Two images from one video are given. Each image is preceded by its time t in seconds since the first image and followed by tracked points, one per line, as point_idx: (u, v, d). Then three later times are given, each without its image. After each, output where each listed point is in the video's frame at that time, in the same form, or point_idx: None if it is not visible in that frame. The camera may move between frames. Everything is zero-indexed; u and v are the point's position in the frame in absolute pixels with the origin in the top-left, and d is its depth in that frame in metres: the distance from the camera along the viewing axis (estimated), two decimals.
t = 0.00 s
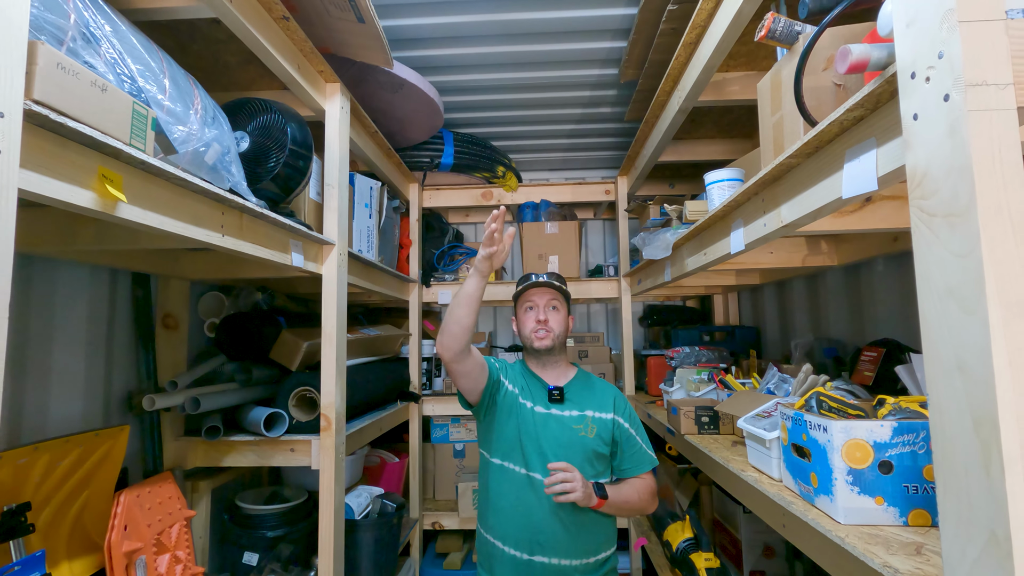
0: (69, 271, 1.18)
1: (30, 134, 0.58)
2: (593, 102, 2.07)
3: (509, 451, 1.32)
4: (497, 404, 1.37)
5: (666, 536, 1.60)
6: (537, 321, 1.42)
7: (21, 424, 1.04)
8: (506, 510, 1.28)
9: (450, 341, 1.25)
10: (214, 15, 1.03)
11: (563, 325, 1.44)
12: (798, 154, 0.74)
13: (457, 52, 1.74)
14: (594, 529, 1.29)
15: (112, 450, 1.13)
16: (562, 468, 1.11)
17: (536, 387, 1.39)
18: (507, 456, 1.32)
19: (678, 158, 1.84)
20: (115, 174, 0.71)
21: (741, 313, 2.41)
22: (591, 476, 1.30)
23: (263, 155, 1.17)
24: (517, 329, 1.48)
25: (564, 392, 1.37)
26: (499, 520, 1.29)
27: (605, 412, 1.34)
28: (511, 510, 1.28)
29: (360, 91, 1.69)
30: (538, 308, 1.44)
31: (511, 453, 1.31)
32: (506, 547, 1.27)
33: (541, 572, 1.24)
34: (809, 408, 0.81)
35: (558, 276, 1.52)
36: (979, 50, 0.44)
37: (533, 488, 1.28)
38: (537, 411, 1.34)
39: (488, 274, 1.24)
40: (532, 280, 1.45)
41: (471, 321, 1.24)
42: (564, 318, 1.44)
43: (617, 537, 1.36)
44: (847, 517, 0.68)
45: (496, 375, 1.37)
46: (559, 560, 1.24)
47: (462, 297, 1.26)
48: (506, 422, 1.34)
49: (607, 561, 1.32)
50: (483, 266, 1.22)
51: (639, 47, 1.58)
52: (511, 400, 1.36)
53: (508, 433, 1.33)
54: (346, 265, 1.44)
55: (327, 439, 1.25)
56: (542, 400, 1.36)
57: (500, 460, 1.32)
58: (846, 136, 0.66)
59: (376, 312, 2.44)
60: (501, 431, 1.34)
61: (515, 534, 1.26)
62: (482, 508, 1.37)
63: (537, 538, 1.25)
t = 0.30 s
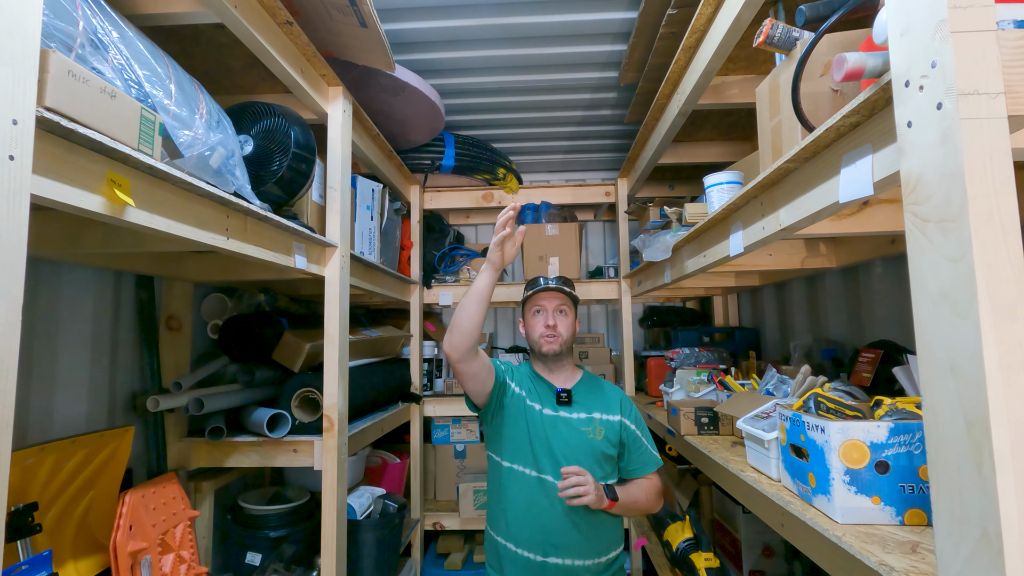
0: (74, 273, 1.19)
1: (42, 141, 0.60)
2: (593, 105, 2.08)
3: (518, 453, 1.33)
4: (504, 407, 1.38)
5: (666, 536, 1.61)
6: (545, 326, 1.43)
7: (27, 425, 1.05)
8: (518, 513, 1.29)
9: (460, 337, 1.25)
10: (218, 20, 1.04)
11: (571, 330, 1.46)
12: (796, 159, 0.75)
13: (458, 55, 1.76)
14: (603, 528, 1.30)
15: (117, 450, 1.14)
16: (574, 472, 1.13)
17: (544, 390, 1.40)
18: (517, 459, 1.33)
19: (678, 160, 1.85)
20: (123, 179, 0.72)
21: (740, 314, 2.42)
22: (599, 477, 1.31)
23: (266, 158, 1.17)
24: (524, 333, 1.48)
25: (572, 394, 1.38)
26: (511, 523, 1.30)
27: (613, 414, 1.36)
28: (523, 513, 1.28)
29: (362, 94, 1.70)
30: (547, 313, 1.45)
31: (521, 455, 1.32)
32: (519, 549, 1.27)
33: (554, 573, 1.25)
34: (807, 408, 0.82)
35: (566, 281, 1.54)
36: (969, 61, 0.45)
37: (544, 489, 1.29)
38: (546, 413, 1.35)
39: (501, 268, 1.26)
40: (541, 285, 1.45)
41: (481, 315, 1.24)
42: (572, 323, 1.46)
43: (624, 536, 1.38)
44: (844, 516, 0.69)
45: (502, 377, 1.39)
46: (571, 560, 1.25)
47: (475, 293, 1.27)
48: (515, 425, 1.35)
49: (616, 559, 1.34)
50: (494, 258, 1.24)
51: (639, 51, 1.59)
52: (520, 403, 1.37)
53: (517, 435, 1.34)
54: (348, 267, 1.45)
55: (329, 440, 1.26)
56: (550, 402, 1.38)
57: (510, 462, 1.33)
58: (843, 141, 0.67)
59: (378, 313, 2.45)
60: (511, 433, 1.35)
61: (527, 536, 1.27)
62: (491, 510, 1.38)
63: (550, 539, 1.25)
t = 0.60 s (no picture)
0: (78, 276, 1.20)
1: (50, 147, 0.61)
2: (593, 106, 2.09)
3: (521, 452, 1.34)
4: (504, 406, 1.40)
5: (666, 535, 1.62)
6: (544, 324, 1.44)
7: (32, 426, 1.06)
8: (522, 509, 1.30)
9: (456, 331, 1.28)
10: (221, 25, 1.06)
11: (571, 329, 1.46)
12: (791, 162, 0.76)
13: (458, 58, 1.77)
14: (605, 525, 1.31)
15: (121, 451, 1.15)
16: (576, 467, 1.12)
17: (546, 389, 1.42)
18: (519, 458, 1.34)
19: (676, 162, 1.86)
20: (129, 184, 0.73)
21: (739, 315, 2.43)
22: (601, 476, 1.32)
23: (268, 161, 1.18)
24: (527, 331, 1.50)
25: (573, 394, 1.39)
26: (514, 520, 1.31)
27: (613, 413, 1.36)
28: (526, 510, 1.29)
29: (363, 96, 1.71)
30: (547, 311, 1.47)
31: (523, 453, 1.34)
32: (522, 545, 1.29)
33: (557, 569, 1.26)
34: (802, 409, 0.83)
35: (572, 283, 1.54)
36: (956, 70, 0.46)
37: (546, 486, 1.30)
38: (547, 413, 1.36)
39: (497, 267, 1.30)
40: (544, 283, 1.47)
41: (476, 311, 1.27)
42: (572, 322, 1.46)
43: (626, 532, 1.40)
44: (838, 514, 0.70)
45: (502, 377, 1.41)
46: (573, 556, 1.26)
47: (472, 292, 1.31)
48: (517, 424, 1.37)
49: (618, 555, 1.35)
50: (489, 257, 1.29)
51: (638, 54, 1.61)
52: (520, 402, 1.39)
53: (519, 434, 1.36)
54: (350, 268, 1.46)
55: (330, 440, 1.27)
56: (551, 401, 1.39)
57: (513, 460, 1.35)
58: (837, 145, 0.68)
59: (378, 314, 2.46)
60: (512, 433, 1.37)
61: (530, 532, 1.28)
62: (496, 507, 1.39)
63: (552, 536, 1.26)
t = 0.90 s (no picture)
0: (80, 275, 1.21)
1: (54, 147, 0.62)
2: (591, 106, 2.11)
3: (514, 443, 1.39)
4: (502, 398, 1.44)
5: (664, 531, 1.63)
6: (547, 322, 1.45)
7: (35, 423, 1.07)
8: (512, 496, 1.36)
9: (443, 330, 1.37)
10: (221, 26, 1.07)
11: (572, 327, 1.47)
12: (783, 161, 0.77)
13: (456, 57, 1.78)
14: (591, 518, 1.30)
15: (123, 448, 1.17)
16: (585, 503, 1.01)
17: (540, 384, 1.45)
18: (511, 448, 1.39)
19: (674, 160, 1.87)
20: (131, 183, 0.75)
21: (737, 313, 2.45)
22: (587, 468, 1.33)
23: (268, 161, 1.19)
24: (527, 328, 1.51)
25: (565, 389, 1.40)
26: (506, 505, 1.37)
27: (601, 407, 1.36)
28: (513, 496, 1.34)
29: (362, 96, 1.72)
30: (549, 309, 1.48)
31: (514, 444, 1.39)
32: (511, 530, 1.34)
33: (540, 555, 1.29)
34: (795, 404, 0.85)
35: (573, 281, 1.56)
36: (938, 71, 0.47)
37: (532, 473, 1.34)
38: (538, 406, 1.39)
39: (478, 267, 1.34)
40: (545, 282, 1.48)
41: (460, 308, 1.33)
42: (573, 321, 1.48)
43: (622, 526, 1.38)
44: (829, 507, 0.71)
45: (498, 372, 1.45)
46: (555, 544, 1.28)
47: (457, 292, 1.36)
48: (511, 416, 1.41)
49: (609, 547, 1.34)
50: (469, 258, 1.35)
51: (635, 53, 1.62)
52: (516, 395, 1.43)
53: (512, 426, 1.41)
54: (349, 267, 1.47)
55: (330, 437, 1.28)
56: (543, 395, 1.41)
57: (507, 450, 1.40)
58: (827, 144, 0.69)
59: (378, 313, 2.47)
60: (507, 425, 1.42)
61: (517, 517, 1.33)
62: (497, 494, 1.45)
63: (536, 523, 1.30)
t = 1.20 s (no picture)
0: (83, 278, 1.23)
1: (58, 154, 0.63)
2: (588, 108, 2.12)
3: (496, 436, 1.44)
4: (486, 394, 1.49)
5: (662, 531, 1.65)
6: (534, 328, 1.46)
7: (38, 425, 1.08)
8: (494, 484, 1.42)
9: (432, 329, 1.53)
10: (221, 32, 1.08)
11: (558, 333, 1.49)
12: (775, 165, 0.79)
13: (455, 61, 1.79)
14: (565, 509, 1.34)
15: (125, 449, 1.18)
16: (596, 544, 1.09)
17: (524, 381, 1.48)
18: (494, 440, 1.45)
19: (671, 162, 1.88)
20: (133, 188, 0.76)
21: (734, 313, 2.46)
22: (564, 462, 1.37)
23: (268, 165, 1.22)
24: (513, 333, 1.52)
25: (547, 387, 1.43)
26: (488, 492, 1.44)
27: (580, 406, 1.38)
28: (494, 484, 1.41)
29: (361, 99, 1.74)
30: (536, 316, 1.49)
31: (496, 436, 1.44)
32: (490, 516, 1.41)
33: (514, 540, 1.35)
34: (788, 403, 0.86)
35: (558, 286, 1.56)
36: (921, 78, 0.48)
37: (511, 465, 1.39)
38: (519, 403, 1.42)
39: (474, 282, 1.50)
40: (534, 291, 1.48)
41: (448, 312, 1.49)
42: (560, 326, 1.49)
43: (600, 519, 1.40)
44: (820, 505, 0.72)
45: (482, 369, 1.49)
46: (528, 531, 1.34)
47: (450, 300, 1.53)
48: (494, 410, 1.46)
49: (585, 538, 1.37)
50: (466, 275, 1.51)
51: (631, 56, 1.63)
52: (500, 391, 1.47)
53: (495, 420, 1.46)
54: (349, 269, 1.49)
55: (330, 438, 1.29)
56: (525, 392, 1.45)
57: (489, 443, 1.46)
58: (817, 148, 0.70)
59: (377, 314, 2.49)
60: (490, 417, 1.47)
61: (497, 504, 1.40)
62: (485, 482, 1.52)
63: (512, 511, 1.36)
